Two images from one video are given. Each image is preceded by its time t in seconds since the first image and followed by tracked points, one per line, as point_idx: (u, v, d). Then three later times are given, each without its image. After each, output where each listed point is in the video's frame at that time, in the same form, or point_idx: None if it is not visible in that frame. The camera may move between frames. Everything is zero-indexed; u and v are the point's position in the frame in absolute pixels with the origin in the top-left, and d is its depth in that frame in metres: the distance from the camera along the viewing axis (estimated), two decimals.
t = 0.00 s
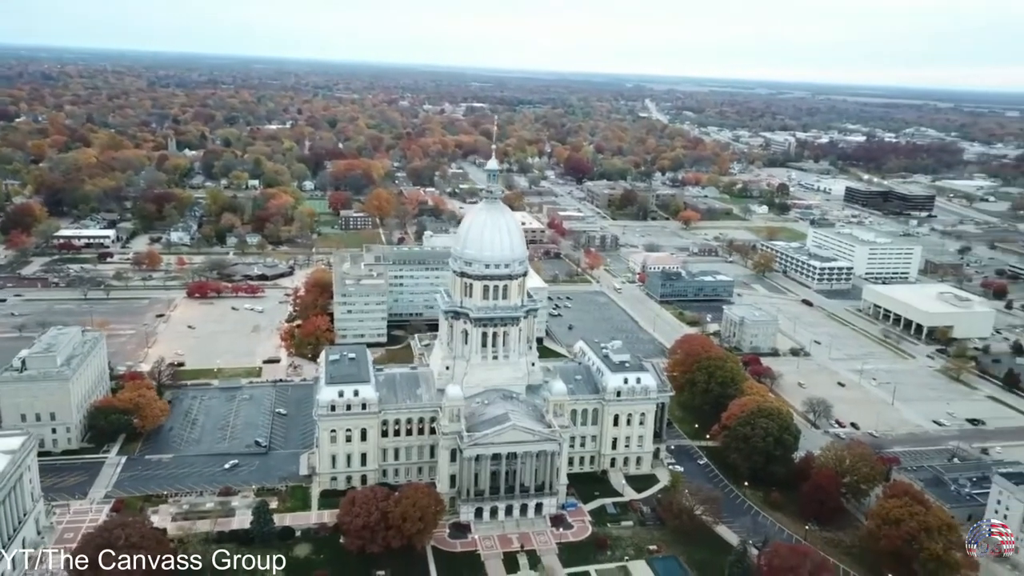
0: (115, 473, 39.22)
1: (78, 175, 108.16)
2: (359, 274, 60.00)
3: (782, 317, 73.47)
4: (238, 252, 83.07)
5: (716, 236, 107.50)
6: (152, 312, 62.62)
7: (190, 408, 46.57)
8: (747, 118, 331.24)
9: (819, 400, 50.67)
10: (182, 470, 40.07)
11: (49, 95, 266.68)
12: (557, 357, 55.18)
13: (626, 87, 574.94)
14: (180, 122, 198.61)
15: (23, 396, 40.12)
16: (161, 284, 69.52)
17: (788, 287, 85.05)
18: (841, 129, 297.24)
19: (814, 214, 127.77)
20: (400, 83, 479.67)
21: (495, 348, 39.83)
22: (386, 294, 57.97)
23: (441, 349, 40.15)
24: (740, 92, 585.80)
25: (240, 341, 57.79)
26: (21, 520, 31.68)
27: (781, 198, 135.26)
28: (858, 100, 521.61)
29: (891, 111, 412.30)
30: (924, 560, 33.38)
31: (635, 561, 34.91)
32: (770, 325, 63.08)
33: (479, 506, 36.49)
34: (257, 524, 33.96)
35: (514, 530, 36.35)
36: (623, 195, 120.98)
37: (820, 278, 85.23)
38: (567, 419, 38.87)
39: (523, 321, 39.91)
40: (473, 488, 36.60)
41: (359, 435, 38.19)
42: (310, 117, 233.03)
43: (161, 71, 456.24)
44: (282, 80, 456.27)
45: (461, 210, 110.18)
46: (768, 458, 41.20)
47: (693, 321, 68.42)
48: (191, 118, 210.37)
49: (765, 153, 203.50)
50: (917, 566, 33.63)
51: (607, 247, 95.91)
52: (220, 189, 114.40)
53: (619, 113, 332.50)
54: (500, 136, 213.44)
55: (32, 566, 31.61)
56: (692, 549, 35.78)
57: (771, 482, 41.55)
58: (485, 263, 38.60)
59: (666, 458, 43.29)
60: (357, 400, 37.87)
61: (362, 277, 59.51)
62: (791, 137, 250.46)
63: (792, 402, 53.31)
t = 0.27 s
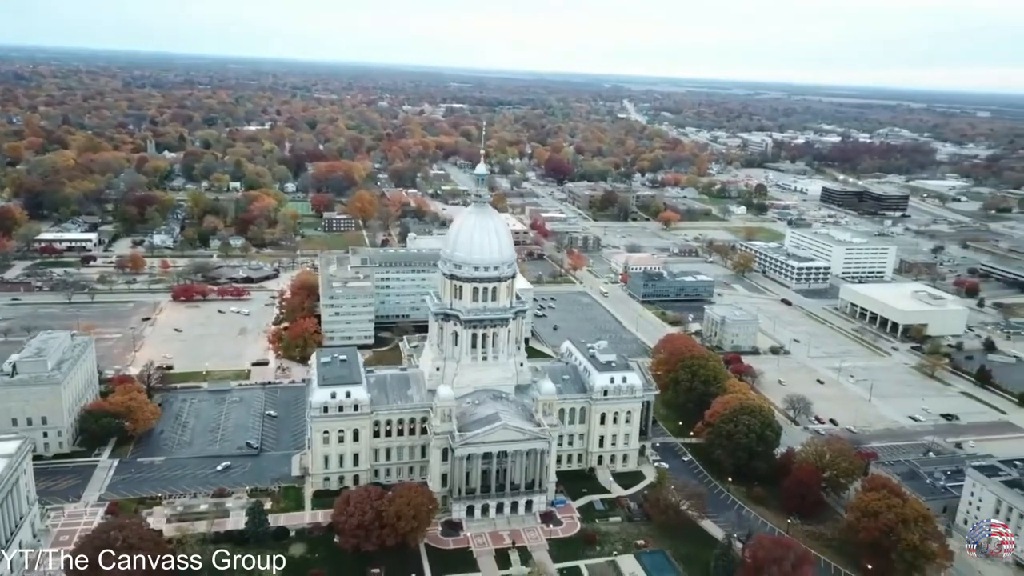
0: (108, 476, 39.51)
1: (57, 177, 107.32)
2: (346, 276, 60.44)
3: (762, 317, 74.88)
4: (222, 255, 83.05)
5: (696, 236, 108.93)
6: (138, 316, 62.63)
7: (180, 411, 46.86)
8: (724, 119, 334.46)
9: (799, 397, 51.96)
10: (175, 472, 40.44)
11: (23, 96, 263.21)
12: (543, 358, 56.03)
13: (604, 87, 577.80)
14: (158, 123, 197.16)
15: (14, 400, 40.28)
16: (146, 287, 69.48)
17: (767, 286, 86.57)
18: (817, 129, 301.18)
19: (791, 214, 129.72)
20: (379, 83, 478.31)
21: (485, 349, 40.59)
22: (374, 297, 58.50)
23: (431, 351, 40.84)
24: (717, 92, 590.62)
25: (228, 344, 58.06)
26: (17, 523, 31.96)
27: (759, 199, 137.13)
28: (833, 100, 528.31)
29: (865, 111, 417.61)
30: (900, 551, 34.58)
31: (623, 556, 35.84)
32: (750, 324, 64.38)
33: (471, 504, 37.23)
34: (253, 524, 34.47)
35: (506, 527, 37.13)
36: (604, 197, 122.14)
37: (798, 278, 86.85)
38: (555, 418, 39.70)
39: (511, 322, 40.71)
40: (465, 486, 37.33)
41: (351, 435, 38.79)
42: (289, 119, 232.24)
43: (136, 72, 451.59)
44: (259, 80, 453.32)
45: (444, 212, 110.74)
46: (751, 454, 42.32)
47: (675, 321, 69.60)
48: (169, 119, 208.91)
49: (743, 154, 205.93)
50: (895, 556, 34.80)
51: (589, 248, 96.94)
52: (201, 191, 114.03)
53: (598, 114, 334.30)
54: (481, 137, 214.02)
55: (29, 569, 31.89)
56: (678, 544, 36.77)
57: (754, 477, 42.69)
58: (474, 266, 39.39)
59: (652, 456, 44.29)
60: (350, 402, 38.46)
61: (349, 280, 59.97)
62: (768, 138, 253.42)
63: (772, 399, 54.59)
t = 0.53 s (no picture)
0: (102, 479, 39.85)
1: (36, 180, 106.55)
2: (333, 279, 60.91)
3: (742, 315, 76.29)
4: (206, 257, 83.12)
5: (677, 236, 110.35)
6: (125, 319, 62.68)
7: (171, 414, 47.19)
8: (702, 119, 337.44)
9: (779, 394, 53.27)
10: (169, 474, 40.85)
11: None
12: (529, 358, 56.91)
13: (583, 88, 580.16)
14: (136, 125, 195.71)
15: (7, 405, 40.49)
16: (131, 291, 69.49)
17: (747, 286, 88.08)
18: (793, 129, 304.88)
19: (769, 214, 131.65)
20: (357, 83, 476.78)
21: (475, 349, 41.41)
22: (361, 299, 59.04)
23: (422, 352, 41.61)
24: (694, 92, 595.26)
25: (215, 347, 58.33)
26: (15, 526, 32.31)
27: (737, 199, 138.91)
28: (808, 100, 534.31)
29: (839, 111, 422.77)
30: (878, 541, 35.80)
31: (612, 550, 36.80)
32: (731, 324, 65.69)
33: (463, 501, 38.03)
34: (249, 524, 35.02)
35: (497, 524, 37.97)
36: (585, 197, 123.22)
37: (777, 277, 88.45)
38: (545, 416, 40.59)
39: (500, 323, 41.57)
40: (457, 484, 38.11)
41: (344, 436, 39.43)
42: (268, 120, 231.27)
43: (111, 72, 446.62)
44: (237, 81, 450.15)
45: (426, 213, 111.29)
46: (734, 450, 43.46)
47: (657, 320, 70.77)
48: (147, 120, 207.34)
49: (721, 154, 208.19)
50: (873, 546, 36.00)
51: (572, 249, 97.96)
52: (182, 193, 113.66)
53: (577, 115, 335.88)
54: (461, 138, 214.49)
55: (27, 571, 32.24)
56: (664, 538, 37.80)
57: (738, 472, 43.84)
58: (464, 268, 40.27)
59: (638, 452, 45.33)
60: (342, 403, 39.11)
61: (336, 282, 60.47)
62: (745, 138, 256.20)
63: (754, 397, 55.89)
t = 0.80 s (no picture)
0: (94, 482, 40.11)
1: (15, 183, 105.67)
2: (320, 282, 61.29)
3: (723, 315, 77.59)
4: (189, 260, 83.06)
5: (657, 237, 111.66)
6: (110, 323, 62.66)
7: (161, 417, 47.46)
8: (680, 119, 340.13)
9: (761, 392, 54.47)
10: (161, 477, 41.17)
11: None
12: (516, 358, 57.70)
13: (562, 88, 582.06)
14: (113, 126, 194.08)
15: None
16: (115, 295, 69.40)
17: (728, 286, 89.48)
18: (770, 130, 308.35)
19: (747, 214, 133.43)
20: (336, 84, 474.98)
21: (464, 351, 42.16)
22: (348, 301, 59.49)
23: (412, 353, 42.30)
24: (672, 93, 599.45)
25: (203, 350, 58.50)
26: (12, 529, 32.60)
27: (716, 200, 140.57)
28: (785, 100, 540.03)
29: (815, 111, 427.64)
30: (858, 533, 37.01)
31: (600, 545, 37.71)
32: (712, 323, 66.93)
33: (454, 500, 38.75)
34: (244, 525, 35.48)
35: (488, 522, 38.73)
36: (567, 199, 124.25)
37: (756, 277, 89.93)
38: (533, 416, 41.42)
39: (490, 325, 42.35)
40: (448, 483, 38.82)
41: (337, 437, 40.00)
42: (247, 121, 230.09)
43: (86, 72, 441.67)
44: (214, 81, 446.85)
45: (409, 216, 111.75)
46: (718, 447, 44.52)
47: (640, 320, 71.85)
48: (124, 121, 205.64)
49: (699, 155, 210.22)
50: (854, 538, 37.20)
51: (554, 250, 98.90)
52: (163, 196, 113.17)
53: (556, 115, 337.13)
54: (442, 139, 214.88)
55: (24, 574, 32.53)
56: (651, 533, 38.77)
57: (722, 469, 44.91)
58: (454, 271, 41.12)
59: (624, 450, 46.27)
60: (335, 404, 39.68)
61: (323, 285, 60.89)
62: (723, 138, 258.71)
63: (735, 394, 57.07)
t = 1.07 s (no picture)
0: (78, 487, 40.25)
1: None
2: (298, 285, 61.63)
3: (694, 314, 79.24)
4: (163, 264, 82.68)
5: (629, 238, 113.29)
6: (86, 328, 62.38)
7: (143, 422, 47.60)
8: (648, 120, 343.51)
9: (733, 389, 56.05)
10: (146, 481, 41.41)
11: None
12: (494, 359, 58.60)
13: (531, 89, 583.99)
14: (78, 128, 191.18)
15: None
16: (90, 300, 69.00)
17: (699, 285, 91.30)
18: (737, 130, 312.80)
19: (716, 214, 135.77)
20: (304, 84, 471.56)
21: (446, 352, 43.05)
22: (327, 304, 59.90)
23: (395, 356, 43.10)
24: (640, 93, 604.48)
25: (181, 354, 58.55)
26: None
27: (686, 201, 142.79)
28: (752, 101, 547.46)
29: (780, 111, 434.27)
30: (828, 523, 38.53)
31: (582, 540, 38.79)
32: (684, 322, 68.47)
33: (438, 499, 39.55)
34: (232, 526, 35.96)
35: (472, 519, 39.61)
36: (539, 200, 125.45)
37: (726, 276, 91.87)
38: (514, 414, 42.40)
39: (471, 327, 43.34)
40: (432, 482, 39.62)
41: (322, 439, 40.61)
42: (216, 122, 227.98)
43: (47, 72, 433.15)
44: (179, 81, 440.98)
45: (383, 218, 112.07)
46: (694, 442, 45.89)
47: (615, 320, 73.19)
48: (90, 122, 202.62)
49: (669, 156, 212.78)
50: (824, 528, 38.71)
51: (528, 251, 99.97)
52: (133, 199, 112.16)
53: (526, 116, 338.32)
54: (413, 140, 214.91)
55: None
56: (631, 527, 39.94)
57: (697, 463, 46.29)
58: (436, 274, 42.03)
59: (602, 447, 47.46)
60: (319, 407, 40.28)
61: (302, 288, 61.26)
62: (692, 139, 261.97)
63: (708, 392, 58.61)
